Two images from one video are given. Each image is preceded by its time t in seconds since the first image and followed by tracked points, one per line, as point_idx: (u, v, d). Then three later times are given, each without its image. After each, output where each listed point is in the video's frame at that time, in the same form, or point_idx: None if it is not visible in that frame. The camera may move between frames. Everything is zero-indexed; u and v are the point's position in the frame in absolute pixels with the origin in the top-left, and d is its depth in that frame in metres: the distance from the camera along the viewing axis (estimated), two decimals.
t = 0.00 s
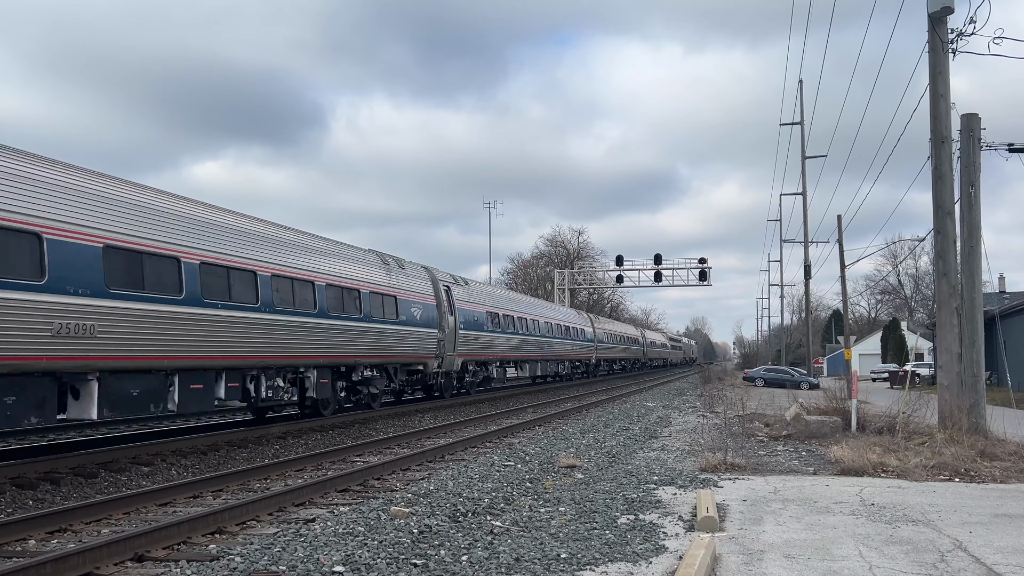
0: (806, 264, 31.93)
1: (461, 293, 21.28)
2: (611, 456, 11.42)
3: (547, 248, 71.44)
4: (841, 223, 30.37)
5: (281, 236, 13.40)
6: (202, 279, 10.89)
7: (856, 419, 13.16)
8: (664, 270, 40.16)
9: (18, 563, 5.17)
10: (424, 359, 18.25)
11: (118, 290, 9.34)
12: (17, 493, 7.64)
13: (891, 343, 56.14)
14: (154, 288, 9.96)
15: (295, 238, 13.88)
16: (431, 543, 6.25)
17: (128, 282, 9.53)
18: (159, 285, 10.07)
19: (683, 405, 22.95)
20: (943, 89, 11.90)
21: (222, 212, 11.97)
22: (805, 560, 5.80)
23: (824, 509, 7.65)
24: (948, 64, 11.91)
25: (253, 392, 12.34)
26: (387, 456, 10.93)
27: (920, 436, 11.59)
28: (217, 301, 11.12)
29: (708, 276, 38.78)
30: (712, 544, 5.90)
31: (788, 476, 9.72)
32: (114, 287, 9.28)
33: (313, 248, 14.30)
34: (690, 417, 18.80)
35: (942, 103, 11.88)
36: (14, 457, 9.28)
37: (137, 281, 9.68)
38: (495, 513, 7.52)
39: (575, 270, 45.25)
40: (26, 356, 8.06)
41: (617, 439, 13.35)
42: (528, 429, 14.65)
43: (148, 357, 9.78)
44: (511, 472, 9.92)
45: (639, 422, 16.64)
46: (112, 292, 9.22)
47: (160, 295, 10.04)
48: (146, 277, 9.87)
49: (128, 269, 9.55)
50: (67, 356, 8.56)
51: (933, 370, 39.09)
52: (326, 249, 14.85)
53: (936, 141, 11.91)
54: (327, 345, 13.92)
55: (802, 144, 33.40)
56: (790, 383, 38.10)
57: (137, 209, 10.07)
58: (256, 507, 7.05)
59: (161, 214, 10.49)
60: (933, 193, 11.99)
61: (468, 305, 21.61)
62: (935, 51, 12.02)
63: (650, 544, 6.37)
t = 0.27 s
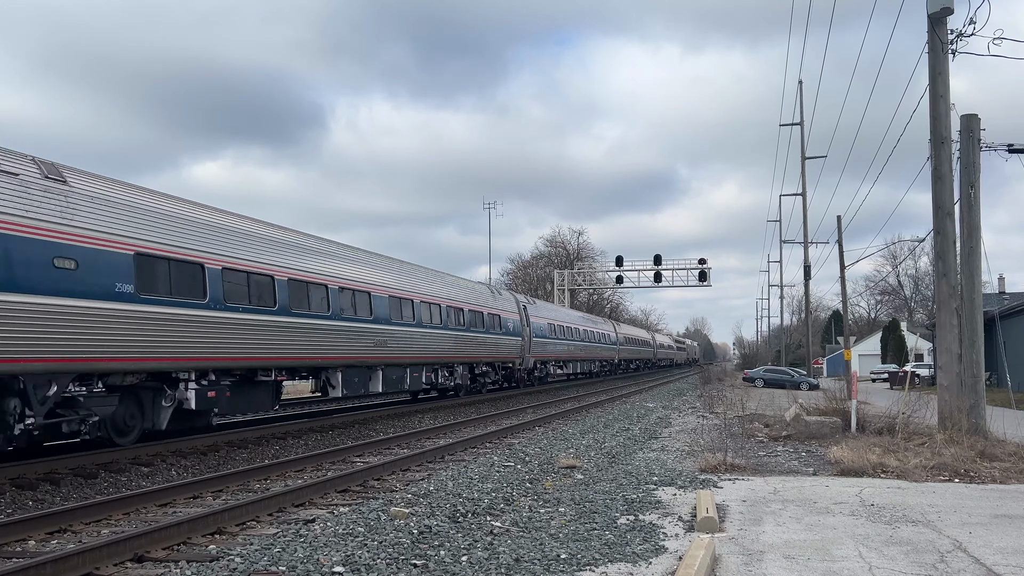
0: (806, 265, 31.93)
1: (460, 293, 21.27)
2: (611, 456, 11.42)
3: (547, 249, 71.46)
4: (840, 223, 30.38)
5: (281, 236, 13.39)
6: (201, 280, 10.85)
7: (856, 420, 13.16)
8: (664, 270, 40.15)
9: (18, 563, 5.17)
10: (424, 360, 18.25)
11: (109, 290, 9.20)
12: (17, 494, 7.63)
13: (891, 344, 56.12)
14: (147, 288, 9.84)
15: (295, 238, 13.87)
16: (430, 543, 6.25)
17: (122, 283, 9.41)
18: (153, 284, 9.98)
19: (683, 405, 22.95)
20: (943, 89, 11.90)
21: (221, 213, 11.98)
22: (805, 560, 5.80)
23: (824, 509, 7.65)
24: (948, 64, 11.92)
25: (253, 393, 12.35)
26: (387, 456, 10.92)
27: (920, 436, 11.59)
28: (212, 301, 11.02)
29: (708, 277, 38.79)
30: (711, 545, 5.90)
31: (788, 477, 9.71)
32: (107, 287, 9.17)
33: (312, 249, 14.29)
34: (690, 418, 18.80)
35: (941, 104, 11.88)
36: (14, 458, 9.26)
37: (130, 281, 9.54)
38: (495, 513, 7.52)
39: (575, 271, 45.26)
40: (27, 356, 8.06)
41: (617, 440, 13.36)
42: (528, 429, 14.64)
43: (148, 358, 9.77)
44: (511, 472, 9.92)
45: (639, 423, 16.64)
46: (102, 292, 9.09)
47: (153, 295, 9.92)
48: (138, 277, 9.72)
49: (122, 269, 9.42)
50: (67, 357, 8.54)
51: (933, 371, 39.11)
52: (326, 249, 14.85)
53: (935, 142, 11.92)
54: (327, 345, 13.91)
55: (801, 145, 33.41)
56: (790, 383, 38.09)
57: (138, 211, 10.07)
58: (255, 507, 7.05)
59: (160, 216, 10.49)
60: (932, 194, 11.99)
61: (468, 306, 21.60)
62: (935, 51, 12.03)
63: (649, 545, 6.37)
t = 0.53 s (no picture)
0: (806, 265, 31.94)
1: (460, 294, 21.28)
2: (611, 456, 11.42)
3: (547, 249, 71.47)
4: (840, 224, 30.39)
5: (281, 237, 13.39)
6: (201, 279, 10.87)
7: (856, 420, 13.16)
8: (664, 271, 40.15)
9: (19, 563, 5.18)
10: (424, 360, 18.24)
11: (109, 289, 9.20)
12: (17, 494, 7.63)
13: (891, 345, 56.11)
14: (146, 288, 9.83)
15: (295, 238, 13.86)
16: (430, 544, 6.25)
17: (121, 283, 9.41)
18: (155, 284, 9.99)
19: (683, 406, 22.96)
20: (943, 89, 11.91)
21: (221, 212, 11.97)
22: (805, 561, 5.80)
23: (824, 510, 7.65)
24: (948, 65, 11.92)
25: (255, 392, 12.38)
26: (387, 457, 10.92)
27: (920, 437, 11.59)
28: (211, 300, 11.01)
29: (708, 277, 38.80)
30: (711, 545, 5.90)
31: (788, 477, 9.71)
32: (107, 286, 9.18)
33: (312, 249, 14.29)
34: (690, 418, 18.79)
35: (941, 104, 11.89)
36: (14, 458, 9.26)
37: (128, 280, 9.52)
38: (495, 514, 7.52)
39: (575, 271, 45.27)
40: (27, 357, 8.06)
41: (617, 440, 13.36)
42: (527, 430, 14.64)
43: (149, 358, 9.77)
44: (511, 472, 9.91)
45: (639, 423, 16.63)
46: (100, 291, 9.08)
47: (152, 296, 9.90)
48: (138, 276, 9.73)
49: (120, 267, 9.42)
50: (69, 356, 8.55)
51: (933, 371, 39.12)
52: (326, 250, 14.84)
53: (935, 142, 11.92)
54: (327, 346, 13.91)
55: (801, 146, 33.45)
56: (790, 384, 38.09)
57: (136, 209, 10.06)
58: (255, 508, 7.05)
59: (159, 215, 10.50)
60: (933, 194, 12.00)
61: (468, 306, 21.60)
62: (935, 51, 12.03)
63: (649, 545, 6.37)
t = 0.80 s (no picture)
0: (806, 265, 31.93)
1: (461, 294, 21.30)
2: (611, 457, 11.42)
3: (547, 249, 71.45)
4: (840, 224, 30.40)
5: (280, 237, 13.38)
6: (201, 279, 10.84)
7: (856, 421, 13.16)
8: (664, 271, 40.15)
9: (20, 563, 5.18)
10: (424, 360, 18.25)
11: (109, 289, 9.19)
12: (17, 495, 7.63)
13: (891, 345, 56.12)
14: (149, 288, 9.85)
15: (295, 238, 13.86)
16: (431, 544, 6.24)
17: (122, 283, 9.42)
18: (156, 283, 9.99)
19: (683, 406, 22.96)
20: (943, 90, 11.91)
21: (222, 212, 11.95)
22: (805, 561, 5.80)
23: (824, 510, 7.65)
24: (948, 65, 11.92)
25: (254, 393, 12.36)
26: (387, 457, 10.93)
27: (920, 437, 11.59)
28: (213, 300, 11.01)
29: (708, 277, 38.80)
30: (711, 545, 5.90)
31: (788, 478, 9.70)
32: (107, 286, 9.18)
33: (313, 249, 14.30)
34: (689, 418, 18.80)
35: (942, 105, 11.89)
36: (15, 458, 9.26)
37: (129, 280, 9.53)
38: (496, 514, 7.52)
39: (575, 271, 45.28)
40: (27, 358, 8.06)
41: (617, 440, 13.36)
42: (527, 430, 14.64)
43: (149, 358, 9.76)
44: (510, 473, 9.90)
45: (639, 423, 16.63)
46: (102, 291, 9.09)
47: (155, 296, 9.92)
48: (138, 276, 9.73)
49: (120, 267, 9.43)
50: (69, 356, 8.55)
51: (933, 372, 39.12)
52: (326, 250, 14.84)
53: (935, 143, 11.92)
54: (327, 346, 13.91)
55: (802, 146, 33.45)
56: (790, 384, 38.08)
57: (137, 209, 10.04)
58: (256, 508, 7.04)
59: (162, 216, 10.50)
60: (932, 194, 12.00)
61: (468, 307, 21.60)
62: (935, 52, 12.03)
63: (649, 545, 6.37)
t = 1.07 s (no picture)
0: (806, 266, 31.93)
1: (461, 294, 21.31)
2: (611, 457, 11.43)
3: (547, 249, 71.46)
4: (840, 224, 30.40)
5: (283, 238, 13.37)
6: (205, 282, 10.82)
7: (856, 421, 13.15)
8: (664, 271, 40.15)
9: (21, 563, 5.18)
10: (423, 360, 18.26)
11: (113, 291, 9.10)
12: (17, 495, 7.63)
13: (891, 346, 56.11)
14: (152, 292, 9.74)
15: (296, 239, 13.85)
16: (431, 544, 6.24)
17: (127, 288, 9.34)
18: (160, 286, 9.92)
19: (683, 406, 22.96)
20: (943, 90, 11.92)
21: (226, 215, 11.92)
22: (805, 561, 5.80)
23: (824, 510, 7.66)
24: (948, 65, 11.92)
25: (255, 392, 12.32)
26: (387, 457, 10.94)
27: (920, 437, 11.60)
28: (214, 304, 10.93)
29: (707, 277, 38.80)
30: (711, 546, 5.90)
31: (789, 478, 9.70)
32: (111, 288, 9.09)
33: (313, 249, 14.30)
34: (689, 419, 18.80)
35: (942, 105, 11.90)
36: (16, 458, 9.26)
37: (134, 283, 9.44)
38: (495, 514, 7.52)
39: (575, 271, 45.29)
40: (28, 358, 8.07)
41: (617, 440, 13.36)
42: (527, 430, 14.64)
43: (155, 359, 9.73)
44: (510, 473, 9.90)
45: (639, 423, 16.63)
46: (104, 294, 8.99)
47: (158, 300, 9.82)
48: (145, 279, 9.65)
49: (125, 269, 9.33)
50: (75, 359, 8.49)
51: (933, 372, 39.03)
52: (326, 250, 14.84)
53: (935, 143, 11.92)
54: (327, 346, 13.92)
55: (801, 146, 33.48)
56: (790, 385, 38.08)
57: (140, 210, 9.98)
58: (256, 508, 7.05)
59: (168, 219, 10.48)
60: (932, 194, 12.00)
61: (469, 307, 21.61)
62: (935, 52, 12.04)
63: (649, 545, 6.37)
